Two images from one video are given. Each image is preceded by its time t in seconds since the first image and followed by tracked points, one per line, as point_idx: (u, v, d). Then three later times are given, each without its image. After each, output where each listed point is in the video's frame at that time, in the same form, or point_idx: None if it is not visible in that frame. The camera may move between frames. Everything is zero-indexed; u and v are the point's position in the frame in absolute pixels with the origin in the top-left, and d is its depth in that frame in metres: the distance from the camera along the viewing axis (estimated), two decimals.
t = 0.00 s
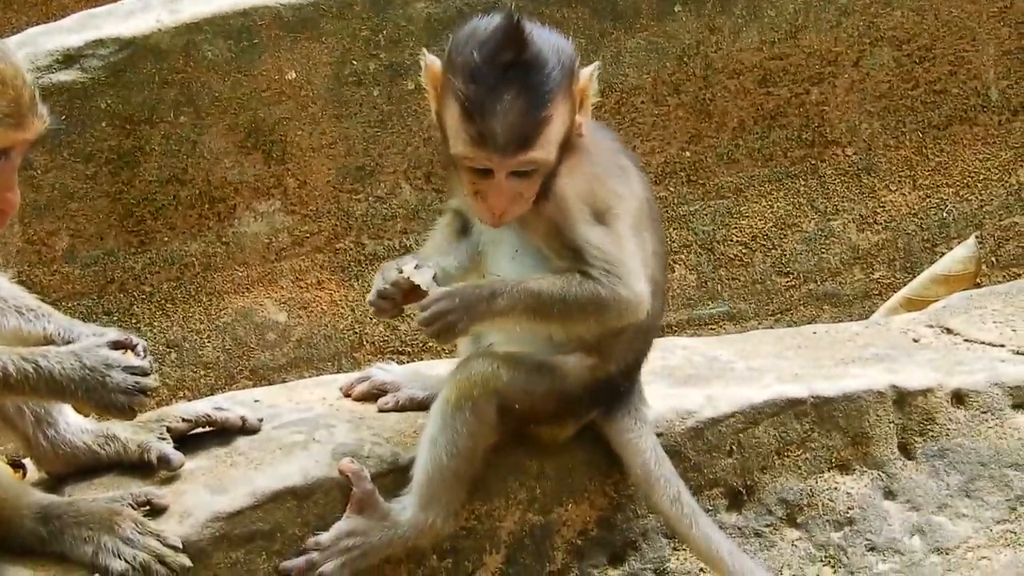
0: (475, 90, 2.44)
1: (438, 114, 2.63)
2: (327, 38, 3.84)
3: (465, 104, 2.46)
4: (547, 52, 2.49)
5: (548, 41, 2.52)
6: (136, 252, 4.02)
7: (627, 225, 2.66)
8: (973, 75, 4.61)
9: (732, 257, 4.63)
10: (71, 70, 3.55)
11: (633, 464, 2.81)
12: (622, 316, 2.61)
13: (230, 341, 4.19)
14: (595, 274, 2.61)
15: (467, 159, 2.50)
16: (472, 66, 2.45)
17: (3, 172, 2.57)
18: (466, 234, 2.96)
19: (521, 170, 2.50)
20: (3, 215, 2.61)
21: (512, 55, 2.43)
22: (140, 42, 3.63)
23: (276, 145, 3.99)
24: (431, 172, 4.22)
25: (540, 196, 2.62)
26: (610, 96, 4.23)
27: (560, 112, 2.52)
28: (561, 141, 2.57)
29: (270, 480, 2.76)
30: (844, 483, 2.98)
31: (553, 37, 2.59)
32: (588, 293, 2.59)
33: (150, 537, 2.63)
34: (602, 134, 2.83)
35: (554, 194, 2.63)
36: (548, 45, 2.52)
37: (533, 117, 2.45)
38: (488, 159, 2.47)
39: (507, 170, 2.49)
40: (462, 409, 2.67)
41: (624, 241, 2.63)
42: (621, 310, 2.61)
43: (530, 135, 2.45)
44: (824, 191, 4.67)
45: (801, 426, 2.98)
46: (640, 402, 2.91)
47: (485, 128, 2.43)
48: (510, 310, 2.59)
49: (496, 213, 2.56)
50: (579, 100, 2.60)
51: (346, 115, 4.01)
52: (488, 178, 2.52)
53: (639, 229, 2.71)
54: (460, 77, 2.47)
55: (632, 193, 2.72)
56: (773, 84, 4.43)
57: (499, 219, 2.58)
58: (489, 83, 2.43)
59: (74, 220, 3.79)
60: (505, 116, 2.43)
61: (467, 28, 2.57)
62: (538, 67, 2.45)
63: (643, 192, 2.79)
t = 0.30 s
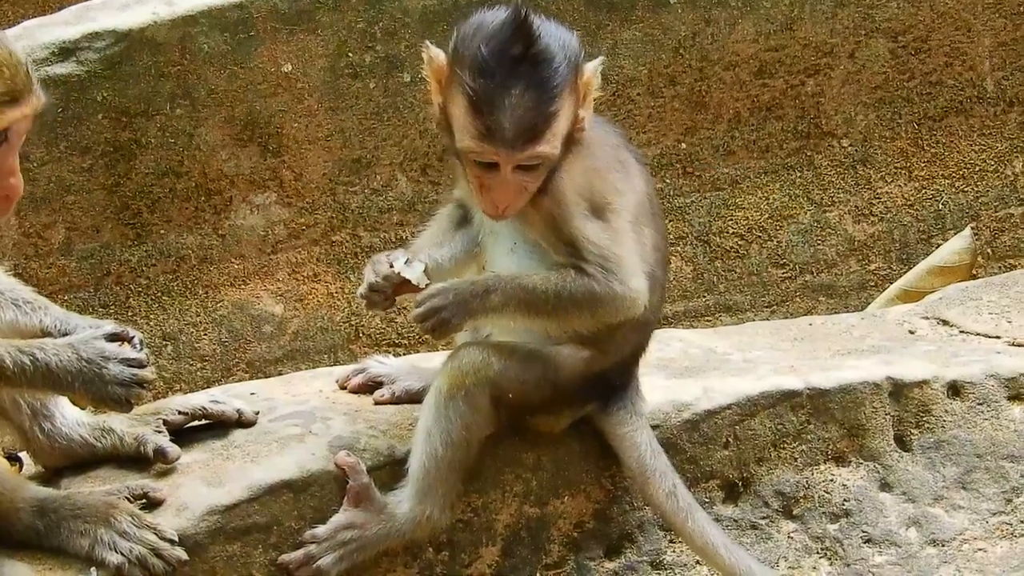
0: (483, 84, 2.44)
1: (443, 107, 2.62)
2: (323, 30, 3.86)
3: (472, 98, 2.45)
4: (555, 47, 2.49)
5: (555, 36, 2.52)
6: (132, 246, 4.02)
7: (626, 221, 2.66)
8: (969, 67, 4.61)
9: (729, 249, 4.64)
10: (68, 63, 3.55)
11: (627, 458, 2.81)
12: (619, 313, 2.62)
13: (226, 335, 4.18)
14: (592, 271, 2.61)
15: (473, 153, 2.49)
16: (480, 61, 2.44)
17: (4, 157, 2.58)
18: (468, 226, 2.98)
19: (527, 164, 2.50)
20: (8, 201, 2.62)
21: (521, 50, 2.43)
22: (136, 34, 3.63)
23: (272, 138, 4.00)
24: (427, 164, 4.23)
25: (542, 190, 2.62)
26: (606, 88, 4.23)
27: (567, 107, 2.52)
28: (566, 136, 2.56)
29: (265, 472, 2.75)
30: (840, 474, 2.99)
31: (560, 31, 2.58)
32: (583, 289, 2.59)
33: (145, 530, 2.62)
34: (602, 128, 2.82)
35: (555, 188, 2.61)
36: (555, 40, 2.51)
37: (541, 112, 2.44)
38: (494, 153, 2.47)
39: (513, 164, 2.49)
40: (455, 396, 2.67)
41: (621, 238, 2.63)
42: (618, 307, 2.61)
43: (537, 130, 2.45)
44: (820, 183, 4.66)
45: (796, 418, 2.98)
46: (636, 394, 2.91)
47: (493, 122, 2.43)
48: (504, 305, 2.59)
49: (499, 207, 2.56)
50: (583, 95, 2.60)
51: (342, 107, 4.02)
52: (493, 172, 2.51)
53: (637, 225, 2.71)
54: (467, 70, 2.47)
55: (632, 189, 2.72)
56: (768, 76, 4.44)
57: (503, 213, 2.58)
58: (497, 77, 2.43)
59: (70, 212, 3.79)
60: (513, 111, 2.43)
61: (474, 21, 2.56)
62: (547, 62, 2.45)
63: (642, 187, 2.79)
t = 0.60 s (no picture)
0: (478, 81, 2.44)
1: (437, 108, 2.62)
2: (318, 31, 3.88)
3: (466, 95, 2.45)
4: (549, 46, 2.50)
5: (549, 35, 2.53)
6: (125, 246, 4.02)
7: (613, 223, 2.67)
8: (961, 69, 4.62)
9: (721, 250, 4.66)
10: (61, 63, 3.56)
11: (622, 458, 2.81)
12: (604, 314, 2.62)
13: (219, 334, 4.19)
14: (577, 273, 2.62)
15: (467, 152, 2.49)
16: (476, 58, 2.45)
17: None
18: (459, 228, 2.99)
19: (521, 162, 2.49)
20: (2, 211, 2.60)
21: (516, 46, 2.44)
22: (130, 34, 3.63)
23: (266, 138, 4.00)
24: (420, 165, 4.23)
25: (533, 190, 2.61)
26: (600, 89, 4.24)
27: (561, 105, 2.52)
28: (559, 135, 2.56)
29: (259, 472, 2.75)
30: (832, 475, 2.99)
31: (553, 33, 2.59)
32: (566, 292, 2.59)
33: (139, 529, 2.61)
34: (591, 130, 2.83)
35: (544, 188, 2.61)
36: (549, 39, 2.53)
37: (536, 109, 2.44)
38: (489, 151, 2.46)
39: (507, 162, 2.48)
40: (453, 397, 2.65)
41: (607, 240, 2.64)
42: (601, 310, 2.61)
43: (533, 126, 2.45)
44: (812, 185, 4.67)
45: (788, 419, 2.98)
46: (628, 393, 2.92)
47: (488, 119, 2.43)
48: (488, 306, 2.60)
49: (494, 206, 2.55)
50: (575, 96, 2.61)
51: (336, 108, 4.02)
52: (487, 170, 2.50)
53: (624, 227, 2.72)
54: (462, 68, 2.47)
55: (620, 191, 2.73)
56: (761, 78, 4.44)
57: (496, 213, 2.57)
58: (492, 74, 2.43)
59: (64, 212, 3.79)
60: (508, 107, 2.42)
61: (468, 22, 2.57)
62: (541, 60, 2.46)
63: (630, 189, 2.80)
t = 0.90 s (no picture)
0: (443, 94, 2.45)
1: (404, 117, 2.63)
2: (312, 36, 3.91)
3: (432, 108, 2.46)
4: (515, 56, 2.51)
5: (515, 45, 2.54)
6: (115, 246, 4.04)
7: (578, 228, 2.70)
8: (953, 77, 4.59)
9: (711, 257, 4.71)
10: (53, 63, 3.62)
11: (608, 455, 2.82)
12: (566, 324, 2.66)
13: (209, 337, 4.22)
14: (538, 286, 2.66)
15: (434, 164, 2.50)
16: (441, 71, 2.46)
17: None
18: (433, 236, 3.03)
19: (487, 174, 2.50)
20: None
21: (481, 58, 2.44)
22: (121, 36, 3.69)
23: (256, 141, 4.02)
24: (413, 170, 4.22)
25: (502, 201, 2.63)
26: (590, 94, 4.30)
27: (528, 114, 2.53)
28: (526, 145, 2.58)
29: (246, 473, 2.76)
30: (818, 481, 2.99)
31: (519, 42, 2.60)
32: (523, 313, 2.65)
33: (126, 530, 2.61)
34: (562, 133, 2.84)
35: (511, 195, 2.64)
36: (514, 49, 2.53)
37: (501, 120, 2.46)
38: (455, 163, 2.48)
39: (473, 175, 2.50)
40: (437, 402, 2.61)
41: (571, 247, 2.67)
42: (563, 322, 2.65)
43: (499, 138, 2.46)
44: (804, 194, 4.68)
45: (777, 425, 2.99)
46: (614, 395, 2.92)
47: (455, 131, 2.44)
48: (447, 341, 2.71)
49: (463, 217, 2.55)
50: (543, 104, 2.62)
51: (328, 111, 4.05)
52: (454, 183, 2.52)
53: (590, 231, 2.74)
54: (428, 81, 2.48)
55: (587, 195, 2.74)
56: (754, 85, 4.46)
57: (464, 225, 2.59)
58: (456, 86, 2.44)
59: (54, 214, 3.86)
60: (473, 119, 2.44)
61: (435, 33, 2.58)
62: (506, 70, 2.47)
63: (600, 191, 2.81)
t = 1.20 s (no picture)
0: (414, 85, 2.41)
1: (362, 124, 2.57)
2: (275, 35, 3.97)
3: (404, 101, 2.41)
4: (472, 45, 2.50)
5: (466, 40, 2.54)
6: (77, 245, 4.12)
7: (520, 229, 2.74)
8: (915, 79, 4.66)
9: (672, 257, 4.73)
10: (16, 63, 3.71)
11: (569, 449, 2.81)
12: (507, 330, 2.75)
13: (171, 336, 4.29)
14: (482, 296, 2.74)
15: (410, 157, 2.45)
16: (406, 64, 2.41)
17: None
18: (379, 237, 3.05)
19: (467, 159, 2.48)
20: None
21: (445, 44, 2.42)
22: (84, 35, 3.76)
23: (218, 140, 4.10)
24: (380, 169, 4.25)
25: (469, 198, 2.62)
26: (552, 94, 4.36)
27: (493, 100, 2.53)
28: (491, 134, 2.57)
29: (208, 473, 2.74)
30: (780, 482, 3.00)
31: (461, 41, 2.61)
32: (463, 325, 2.76)
33: (87, 529, 2.58)
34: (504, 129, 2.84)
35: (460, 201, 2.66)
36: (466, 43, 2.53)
37: (475, 103, 2.44)
38: (435, 152, 2.45)
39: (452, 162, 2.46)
40: (386, 409, 2.65)
41: (513, 250, 2.72)
42: (503, 328, 2.75)
43: (474, 121, 2.44)
44: (766, 195, 4.74)
45: (738, 426, 3.00)
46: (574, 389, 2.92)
47: (434, 116, 2.40)
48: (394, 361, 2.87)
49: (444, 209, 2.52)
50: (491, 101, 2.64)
51: (290, 110, 4.11)
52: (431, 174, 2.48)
53: (533, 230, 2.78)
54: (393, 78, 2.43)
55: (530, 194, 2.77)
56: (715, 85, 4.51)
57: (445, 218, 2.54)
58: (427, 75, 2.40)
59: (15, 212, 3.95)
60: (450, 105, 2.40)
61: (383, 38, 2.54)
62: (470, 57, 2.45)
63: (543, 186, 2.83)
